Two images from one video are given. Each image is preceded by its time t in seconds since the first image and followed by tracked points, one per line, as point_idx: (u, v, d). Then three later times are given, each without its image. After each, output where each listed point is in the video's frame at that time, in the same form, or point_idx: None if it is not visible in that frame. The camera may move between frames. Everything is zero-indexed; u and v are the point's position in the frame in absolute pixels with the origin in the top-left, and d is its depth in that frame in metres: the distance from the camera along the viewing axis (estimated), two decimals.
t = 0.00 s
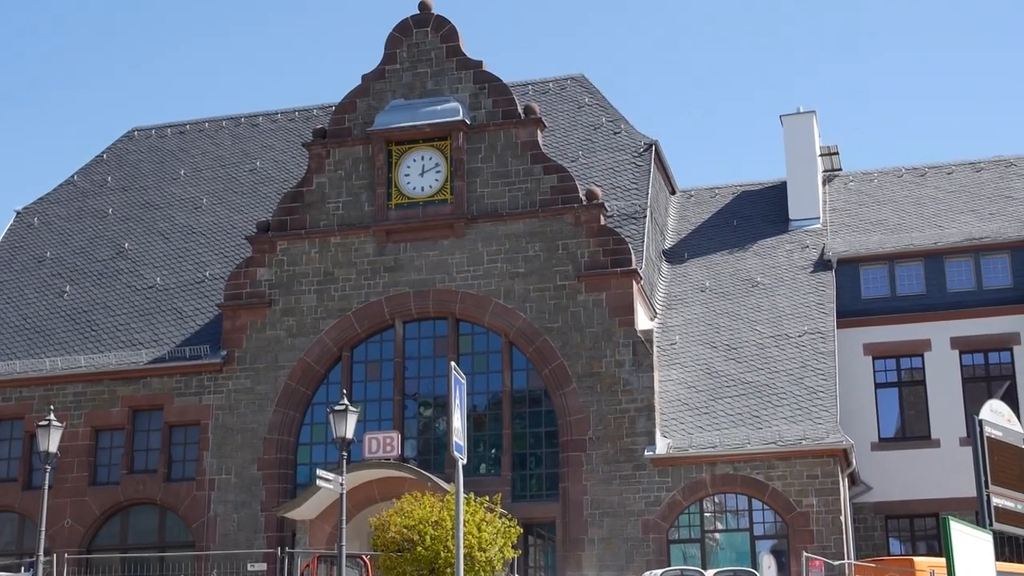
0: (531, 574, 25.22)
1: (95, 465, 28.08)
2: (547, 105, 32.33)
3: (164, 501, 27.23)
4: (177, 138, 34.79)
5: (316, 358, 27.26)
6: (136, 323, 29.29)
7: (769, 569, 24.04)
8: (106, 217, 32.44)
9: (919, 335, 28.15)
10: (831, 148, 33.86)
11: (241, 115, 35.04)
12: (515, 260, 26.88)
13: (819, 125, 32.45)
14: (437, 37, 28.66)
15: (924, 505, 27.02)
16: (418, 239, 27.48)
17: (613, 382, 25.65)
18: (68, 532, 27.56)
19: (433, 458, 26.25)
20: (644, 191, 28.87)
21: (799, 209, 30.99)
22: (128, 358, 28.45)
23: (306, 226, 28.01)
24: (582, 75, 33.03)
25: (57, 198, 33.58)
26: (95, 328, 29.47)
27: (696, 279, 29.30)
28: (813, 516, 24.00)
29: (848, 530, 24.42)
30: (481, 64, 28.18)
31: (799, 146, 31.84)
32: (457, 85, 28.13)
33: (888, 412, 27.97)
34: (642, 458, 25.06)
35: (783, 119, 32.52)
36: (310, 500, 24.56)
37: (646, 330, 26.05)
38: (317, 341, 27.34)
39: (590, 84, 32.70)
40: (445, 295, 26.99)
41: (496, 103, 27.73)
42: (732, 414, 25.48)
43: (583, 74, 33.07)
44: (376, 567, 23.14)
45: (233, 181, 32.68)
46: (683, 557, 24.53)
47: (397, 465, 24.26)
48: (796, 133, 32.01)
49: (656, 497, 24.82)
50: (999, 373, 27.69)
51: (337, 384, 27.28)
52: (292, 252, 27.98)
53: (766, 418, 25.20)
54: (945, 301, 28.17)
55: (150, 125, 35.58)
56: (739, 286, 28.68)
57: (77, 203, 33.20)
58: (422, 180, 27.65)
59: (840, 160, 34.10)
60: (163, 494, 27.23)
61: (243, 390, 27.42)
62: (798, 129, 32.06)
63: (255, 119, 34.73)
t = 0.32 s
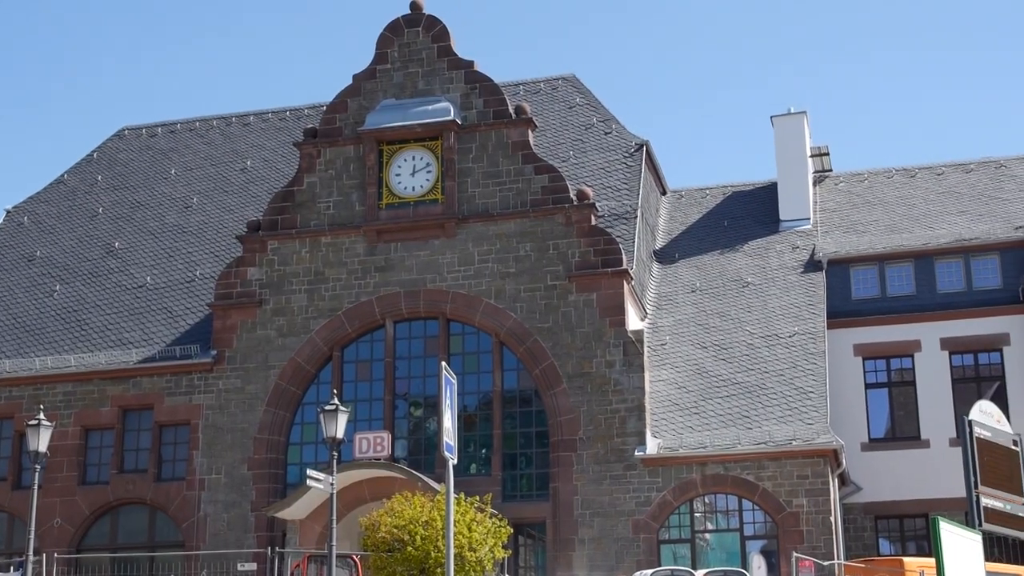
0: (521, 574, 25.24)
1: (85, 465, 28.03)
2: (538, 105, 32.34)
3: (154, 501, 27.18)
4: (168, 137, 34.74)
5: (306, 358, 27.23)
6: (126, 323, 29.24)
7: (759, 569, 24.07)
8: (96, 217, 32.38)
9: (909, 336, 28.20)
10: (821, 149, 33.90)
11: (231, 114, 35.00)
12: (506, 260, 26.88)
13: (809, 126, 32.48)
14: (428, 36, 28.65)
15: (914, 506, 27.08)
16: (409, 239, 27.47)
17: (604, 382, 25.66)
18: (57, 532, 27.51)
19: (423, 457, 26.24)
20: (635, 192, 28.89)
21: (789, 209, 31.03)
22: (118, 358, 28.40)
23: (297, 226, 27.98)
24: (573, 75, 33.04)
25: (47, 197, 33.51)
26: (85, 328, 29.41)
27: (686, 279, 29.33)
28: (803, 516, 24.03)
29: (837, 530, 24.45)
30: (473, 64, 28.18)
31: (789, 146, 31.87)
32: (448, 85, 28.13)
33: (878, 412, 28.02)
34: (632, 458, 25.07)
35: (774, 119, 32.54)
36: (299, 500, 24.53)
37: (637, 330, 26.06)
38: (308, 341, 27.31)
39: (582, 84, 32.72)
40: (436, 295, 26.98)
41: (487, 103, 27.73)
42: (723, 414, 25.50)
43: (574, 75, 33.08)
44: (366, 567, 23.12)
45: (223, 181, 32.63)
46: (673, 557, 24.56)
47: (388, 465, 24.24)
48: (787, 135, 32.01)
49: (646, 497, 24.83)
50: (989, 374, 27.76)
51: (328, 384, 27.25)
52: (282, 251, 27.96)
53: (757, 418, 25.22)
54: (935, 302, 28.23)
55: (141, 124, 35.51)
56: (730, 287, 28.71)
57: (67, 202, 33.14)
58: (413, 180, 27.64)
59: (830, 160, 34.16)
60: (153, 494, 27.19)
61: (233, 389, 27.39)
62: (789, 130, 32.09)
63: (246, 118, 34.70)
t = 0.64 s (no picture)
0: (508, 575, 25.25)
1: (71, 464, 27.97)
2: (527, 106, 32.35)
3: (141, 501, 27.13)
4: (156, 136, 34.66)
5: (294, 357, 27.20)
6: (114, 322, 29.18)
7: (746, 570, 24.11)
8: (84, 216, 32.30)
9: (896, 337, 28.27)
10: (810, 150, 33.93)
11: (220, 114, 34.94)
12: (494, 260, 26.88)
13: (797, 127, 32.52)
14: (417, 37, 28.64)
15: (901, 507, 27.15)
16: (397, 239, 27.46)
17: (592, 382, 25.68)
18: (43, 531, 27.43)
19: (411, 458, 26.23)
20: (623, 193, 28.93)
21: (777, 211, 31.08)
22: (105, 357, 28.34)
23: (285, 226, 27.96)
24: (562, 75, 33.05)
25: (34, 195, 33.42)
26: (72, 327, 29.34)
27: (674, 280, 29.38)
28: (791, 517, 24.06)
29: (824, 531, 24.50)
30: (461, 64, 28.19)
31: (777, 148, 31.92)
32: (437, 85, 28.12)
33: (865, 413, 28.08)
34: (620, 459, 25.10)
35: (763, 120, 32.58)
36: (286, 500, 24.50)
37: (625, 331, 26.09)
38: (296, 341, 27.28)
39: (571, 85, 32.74)
40: (424, 295, 26.98)
41: (476, 103, 27.74)
42: (710, 415, 25.54)
43: (563, 75, 33.09)
44: (353, 568, 23.10)
45: (211, 180, 32.58)
46: (660, 558, 24.59)
47: (375, 465, 24.22)
48: (775, 136, 32.06)
49: (633, 498, 24.85)
50: (976, 376, 27.84)
51: (315, 384, 27.22)
52: (270, 251, 27.93)
53: (744, 419, 25.26)
54: (922, 304, 28.33)
55: (128, 123, 35.43)
56: (718, 288, 28.75)
57: (55, 201, 33.05)
58: (402, 180, 27.63)
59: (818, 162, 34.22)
60: (140, 493, 27.14)
61: (221, 389, 27.34)
62: (777, 131, 32.14)
63: (235, 118, 34.65)
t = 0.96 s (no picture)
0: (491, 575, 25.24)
1: (53, 463, 27.88)
2: (512, 106, 32.34)
3: (123, 500, 27.06)
4: (140, 135, 34.57)
5: (278, 357, 27.16)
6: (97, 321, 29.10)
7: (729, 570, 24.14)
8: (67, 214, 32.20)
9: (879, 339, 28.36)
10: (794, 152, 33.90)
11: (204, 112, 34.87)
12: (478, 260, 26.88)
13: (782, 129, 32.55)
14: (402, 36, 28.62)
15: (882, 508, 27.22)
16: (382, 239, 27.43)
17: (576, 383, 25.69)
18: (25, 531, 27.35)
19: (394, 458, 26.21)
20: (608, 193, 28.96)
21: (761, 212, 31.14)
22: (88, 356, 28.26)
23: (269, 225, 27.92)
24: (547, 76, 33.05)
25: (17, 193, 33.30)
26: (55, 325, 29.24)
27: (658, 281, 29.41)
28: (773, 518, 24.10)
29: (806, 532, 24.55)
30: (447, 64, 28.18)
31: (762, 149, 31.92)
32: (423, 85, 28.11)
33: (848, 414, 28.15)
34: (604, 460, 25.12)
35: (748, 122, 32.59)
36: (269, 499, 24.46)
37: (609, 332, 26.10)
38: (279, 340, 27.24)
39: (556, 85, 32.74)
40: (408, 295, 26.96)
41: (461, 103, 27.73)
42: (694, 416, 25.56)
43: (548, 75, 33.09)
44: (336, 568, 23.06)
45: (196, 179, 32.52)
46: (643, 559, 24.61)
47: (359, 465, 24.19)
48: (760, 137, 32.11)
49: (617, 499, 24.87)
50: (958, 378, 27.95)
51: (299, 383, 27.18)
52: (254, 250, 27.88)
53: (728, 420, 25.29)
54: (906, 306, 28.41)
55: (112, 122, 35.34)
56: (702, 289, 28.80)
57: (38, 199, 32.94)
58: (386, 180, 27.61)
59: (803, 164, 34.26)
60: (122, 493, 27.07)
61: (204, 388, 27.27)
62: (762, 132, 32.20)
63: (219, 116, 34.58)
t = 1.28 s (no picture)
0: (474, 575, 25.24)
1: (35, 463, 27.79)
2: (496, 106, 32.34)
3: (105, 500, 26.98)
4: (123, 133, 34.46)
5: (261, 356, 27.11)
6: (79, 320, 29.00)
7: (711, 571, 24.17)
8: (49, 213, 32.08)
9: (861, 340, 28.46)
10: (777, 154, 33.98)
11: (187, 111, 34.78)
12: (462, 260, 26.88)
13: (765, 130, 32.59)
14: (386, 36, 28.61)
15: (864, 509, 27.31)
16: (365, 239, 27.41)
17: (559, 383, 25.71)
18: (6, 530, 27.25)
19: (377, 458, 26.19)
20: (591, 194, 28.99)
21: (745, 214, 31.21)
22: (70, 355, 28.17)
23: (252, 224, 27.87)
24: (531, 76, 33.05)
25: None
26: (37, 324, 29.14)
27: (642, 282, 29.45)
28: (755, 519, 24.16)
29: (788, 532, 24.61)
30: (431, 64, 28.17)
31: (744, 151, 31.97)
32: (406, 85, 28.09)
33: (830, 415, 28.23)
34: (586, 460, 25.15)
35: (731, 124, 32.63)
36: (251, 499, 24.43)
37: (593, 332, 26.13)
38: (262, 339, 27.19)
39: (540, 86, 32.75)
40: (391, 295, 26.94)
41: (444, 103, 27.72)
42: (677, 417, 25.60)
43: (532, 76, 33.09)
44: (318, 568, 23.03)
45: (178, 178, 32.44)
46: (626, 559, 24.63)
47: (341, 465, 24.18)
48: (743, 138, 32.18)
49: (599, 500, 24.90)
50: (940, 379, 28.07)
51: (282, 383, 27.13)
52: (237, 250, 27.82)
53: (710, 421, 25.34)
54: (888, 307, 28.51)
55: (95, 120, 35.21)
56: (685, 290, 28.86)
57: (20, 197, 32.81)
58: (370, 179, 27.59)
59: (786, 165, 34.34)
60: (104, 492, 26.99)
61: (186, 388, 27.20)
62: (745, 133, 32.27)
63: (202, 115, 34.50)
